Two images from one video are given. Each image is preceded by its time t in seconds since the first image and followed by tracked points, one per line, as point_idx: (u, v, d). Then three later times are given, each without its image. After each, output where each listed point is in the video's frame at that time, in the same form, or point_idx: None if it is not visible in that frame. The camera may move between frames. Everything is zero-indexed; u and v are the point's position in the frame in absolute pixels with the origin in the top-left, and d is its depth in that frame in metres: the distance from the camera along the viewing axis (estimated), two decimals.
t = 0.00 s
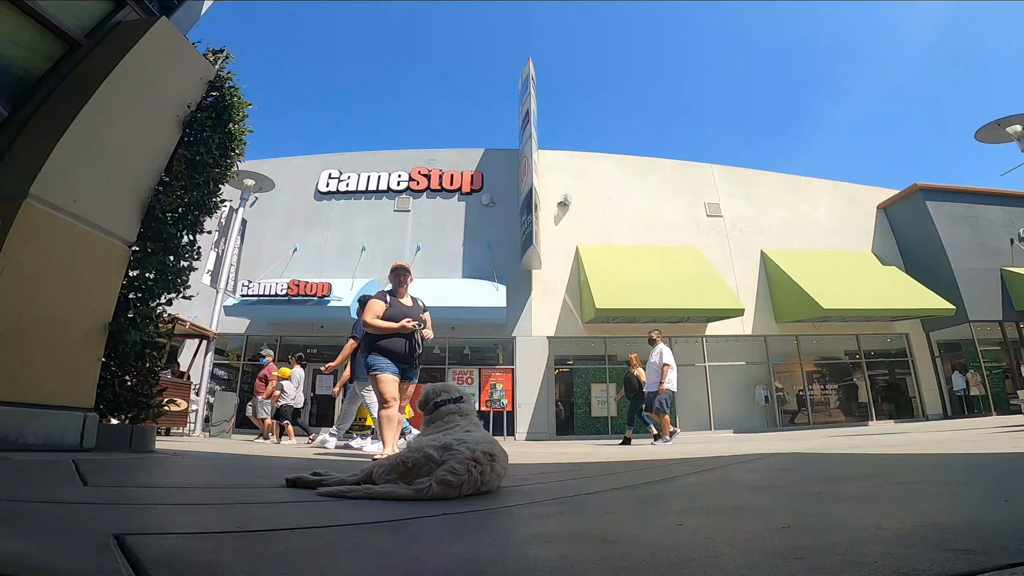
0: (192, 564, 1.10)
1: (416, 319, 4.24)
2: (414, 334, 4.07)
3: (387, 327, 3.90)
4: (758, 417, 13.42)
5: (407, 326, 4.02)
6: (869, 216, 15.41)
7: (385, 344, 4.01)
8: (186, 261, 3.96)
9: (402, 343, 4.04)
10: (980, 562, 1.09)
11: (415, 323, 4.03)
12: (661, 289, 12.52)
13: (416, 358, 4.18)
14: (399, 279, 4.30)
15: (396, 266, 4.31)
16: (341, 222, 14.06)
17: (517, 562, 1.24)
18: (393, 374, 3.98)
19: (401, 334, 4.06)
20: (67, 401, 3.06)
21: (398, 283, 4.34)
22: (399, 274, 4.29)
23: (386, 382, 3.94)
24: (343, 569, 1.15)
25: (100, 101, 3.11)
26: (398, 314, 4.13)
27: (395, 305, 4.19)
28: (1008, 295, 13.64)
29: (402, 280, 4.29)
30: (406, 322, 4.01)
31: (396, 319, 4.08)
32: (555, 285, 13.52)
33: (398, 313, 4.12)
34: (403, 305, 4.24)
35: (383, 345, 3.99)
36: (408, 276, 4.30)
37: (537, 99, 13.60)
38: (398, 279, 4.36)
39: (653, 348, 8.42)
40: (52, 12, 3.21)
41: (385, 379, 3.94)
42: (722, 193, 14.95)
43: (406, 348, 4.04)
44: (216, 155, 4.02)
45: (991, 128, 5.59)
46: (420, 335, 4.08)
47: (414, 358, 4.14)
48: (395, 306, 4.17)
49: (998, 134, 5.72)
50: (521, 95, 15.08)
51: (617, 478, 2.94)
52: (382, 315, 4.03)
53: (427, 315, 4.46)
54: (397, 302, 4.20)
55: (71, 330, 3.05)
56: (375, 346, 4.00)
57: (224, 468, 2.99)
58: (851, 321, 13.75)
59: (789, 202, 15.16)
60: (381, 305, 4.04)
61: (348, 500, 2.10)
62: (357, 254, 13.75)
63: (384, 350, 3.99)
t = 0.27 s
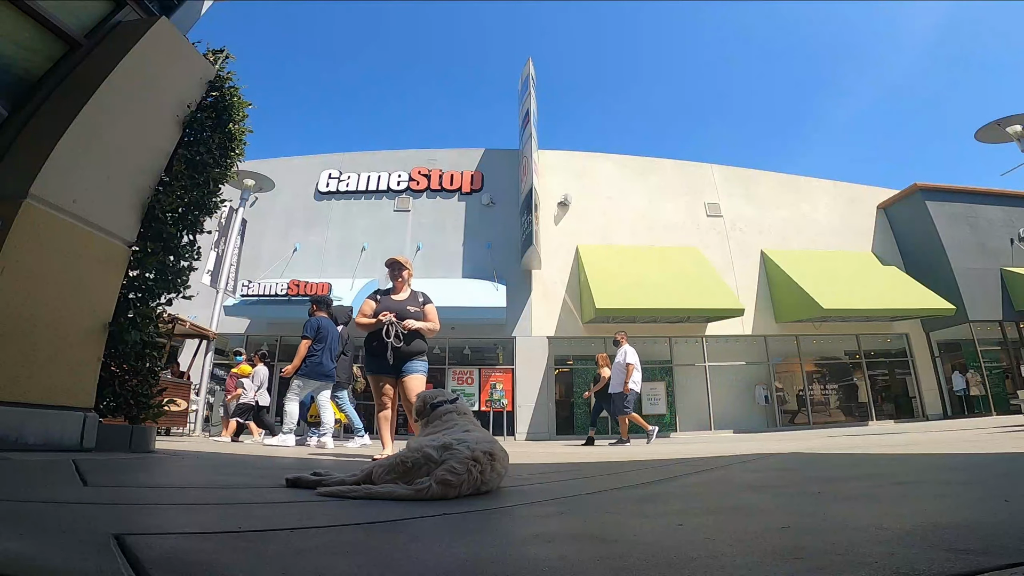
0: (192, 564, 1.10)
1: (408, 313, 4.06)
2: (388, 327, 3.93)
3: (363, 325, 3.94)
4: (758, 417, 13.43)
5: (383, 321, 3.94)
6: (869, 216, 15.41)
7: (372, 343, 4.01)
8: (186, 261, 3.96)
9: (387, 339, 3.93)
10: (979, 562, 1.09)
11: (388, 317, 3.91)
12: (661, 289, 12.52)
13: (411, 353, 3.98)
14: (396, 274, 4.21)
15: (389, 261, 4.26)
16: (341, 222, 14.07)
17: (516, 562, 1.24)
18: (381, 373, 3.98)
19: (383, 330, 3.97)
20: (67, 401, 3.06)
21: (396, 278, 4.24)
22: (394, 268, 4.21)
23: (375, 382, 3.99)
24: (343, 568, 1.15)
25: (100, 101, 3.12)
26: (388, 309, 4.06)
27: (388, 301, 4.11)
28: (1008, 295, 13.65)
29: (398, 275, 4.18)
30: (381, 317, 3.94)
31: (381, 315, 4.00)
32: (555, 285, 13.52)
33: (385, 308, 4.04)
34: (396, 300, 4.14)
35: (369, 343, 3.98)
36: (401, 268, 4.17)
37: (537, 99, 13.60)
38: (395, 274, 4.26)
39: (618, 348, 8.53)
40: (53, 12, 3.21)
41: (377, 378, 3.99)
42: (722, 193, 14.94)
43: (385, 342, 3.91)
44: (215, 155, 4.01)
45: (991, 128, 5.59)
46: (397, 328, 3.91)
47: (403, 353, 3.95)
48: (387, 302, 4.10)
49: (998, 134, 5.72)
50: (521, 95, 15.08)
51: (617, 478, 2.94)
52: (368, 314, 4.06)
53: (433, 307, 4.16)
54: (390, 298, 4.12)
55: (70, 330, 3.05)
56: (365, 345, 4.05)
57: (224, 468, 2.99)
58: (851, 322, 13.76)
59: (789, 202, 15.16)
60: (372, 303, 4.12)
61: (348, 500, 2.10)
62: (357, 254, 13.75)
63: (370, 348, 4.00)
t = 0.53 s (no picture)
0: (193, 563, 1.10)
1: (418, 308, 3.97)
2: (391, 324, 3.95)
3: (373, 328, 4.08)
4: (758, 417, 13.43)
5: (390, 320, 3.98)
6: (870, 216, 15.41)
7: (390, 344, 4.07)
8: (186, 261, 3.96)
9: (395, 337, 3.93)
10: (979, 562, 1.09)
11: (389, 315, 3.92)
12: (660, 288, 12.53)
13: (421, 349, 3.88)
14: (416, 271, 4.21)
15: (406, 261, 4.29)
16: (341, 222, 14.07)
17: (516, 562, 1.24)
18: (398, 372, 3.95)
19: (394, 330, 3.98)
20: (67, 401, 3.07)
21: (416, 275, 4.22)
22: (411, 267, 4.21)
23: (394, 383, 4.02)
24: (343, 568, 1.15)
25: (100, 101, 3.11)
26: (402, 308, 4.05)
27: (403, 299, 4.10)
28: (1008, 295, 13.64)
29: (415, 270, 4.17)
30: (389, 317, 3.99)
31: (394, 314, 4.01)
32: (555, 285, 13.53)
33: (396, 307, 4.05)
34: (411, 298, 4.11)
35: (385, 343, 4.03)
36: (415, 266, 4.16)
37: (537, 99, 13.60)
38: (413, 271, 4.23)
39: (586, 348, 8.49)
40: (52, 11, 3.21)
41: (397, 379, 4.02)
42: (722, 193, 14.95)
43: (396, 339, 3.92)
44: (216, 155, 4.02)
45: (991, 128, 5.60)
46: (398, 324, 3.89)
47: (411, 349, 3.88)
48: (403, 301, 4.11)
49: (998, 135, 5.73)
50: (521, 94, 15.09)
51: (617, 478, 2.94)
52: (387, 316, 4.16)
53: (445, 298, 3.94)
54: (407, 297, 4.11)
55: (70, 330, 3.05)
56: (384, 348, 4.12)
57: (225, 468, 2.99)
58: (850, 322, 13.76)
59: (789, 202, 15.16)
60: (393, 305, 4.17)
61: (348, 499, 2.10)
62: (357, 254, 13.75)
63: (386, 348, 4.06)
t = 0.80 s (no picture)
0: (193, 563, 1.10)
1: (427, 308, 3.87)
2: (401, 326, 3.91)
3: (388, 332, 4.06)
4: (758, 417, 13.43)
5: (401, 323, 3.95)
6: (870, 216, 15.41)
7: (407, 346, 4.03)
8: (186, 261, 3.96)
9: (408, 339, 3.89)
10: (980, 562, 1.09)
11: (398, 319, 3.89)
12: (660, 288, 12.53)
13: (431, 349, 3.76)
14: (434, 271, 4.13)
15: (424, 261, 4.24)
16: (341, 222, 14.07)
17: (516, 562, 1.24)
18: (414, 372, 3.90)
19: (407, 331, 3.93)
20: (67, 401, 3.07)
21: (433, 274, 4.14)
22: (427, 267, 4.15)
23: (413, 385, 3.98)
24: (343, 568, 1.15)
25: (99, 101, 3.11)
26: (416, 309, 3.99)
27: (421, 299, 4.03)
28: (1008, 295, 13.63)
29: (430, 268, 4.11)
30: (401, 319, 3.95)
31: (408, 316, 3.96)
32: (555, 285, 13.52)
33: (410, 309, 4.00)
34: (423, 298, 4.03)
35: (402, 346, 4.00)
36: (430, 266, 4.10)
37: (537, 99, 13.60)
38: (429, 270, 4.15)
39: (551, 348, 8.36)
40: (52, 11, 3.21)
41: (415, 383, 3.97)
42: (722, 193, 14.95)
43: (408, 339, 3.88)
44: (216, 155, 4.02)
45: (991, 128, 5.60)
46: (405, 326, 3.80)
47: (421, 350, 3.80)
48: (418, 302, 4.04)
49: (998, 135, 5.73)
50: (521, 95, 15.09)
51: (617, 478, 2.94)
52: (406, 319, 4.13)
53: (450, 294, 3.79)
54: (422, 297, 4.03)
55: (70, 330, 3.05)
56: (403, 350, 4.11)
57: (225, 468, 3.00)
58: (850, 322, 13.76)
59: (789, 202, 15.16)
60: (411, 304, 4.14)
61: (348, 500, 2.10)
62: (357, 254, 13.75)
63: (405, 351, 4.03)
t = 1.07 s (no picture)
0: (193, 563, 1.10)
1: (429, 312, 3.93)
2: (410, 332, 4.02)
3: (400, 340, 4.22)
4: (758, 417, 13.43)
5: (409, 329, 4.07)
6: (869, 216, 15.41)
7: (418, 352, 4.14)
8: (186, 262, 3.96)
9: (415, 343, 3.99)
10: (979, 562, 1.09)
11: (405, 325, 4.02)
12: (659, 288, 12.53)
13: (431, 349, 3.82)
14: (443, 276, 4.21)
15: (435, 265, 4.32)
16: (341, 222, 14.07)
17: (517, 562, 1.24)
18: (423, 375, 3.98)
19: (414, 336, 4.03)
20: (67, 401, 3.07)
21: (443, 277, 4.20)
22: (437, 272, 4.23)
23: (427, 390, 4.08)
24: (343, 568, 1.15)
25: (99, 101, 3.11)
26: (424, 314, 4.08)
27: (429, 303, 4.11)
28: (1008, 295, 13.62)
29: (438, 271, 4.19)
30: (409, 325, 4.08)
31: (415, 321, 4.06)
32: (555, 285, 13.52)
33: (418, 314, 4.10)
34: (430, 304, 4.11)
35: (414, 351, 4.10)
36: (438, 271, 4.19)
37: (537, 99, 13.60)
38: (439, 273, 4.23)
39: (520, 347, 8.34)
40: (52, 11, 3.21)
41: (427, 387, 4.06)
42: (722, 193, 14.95)
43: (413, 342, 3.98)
44: (216, 155, 4.02)
45: (992, 128, 5.59)
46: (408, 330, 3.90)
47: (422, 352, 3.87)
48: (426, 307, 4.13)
49: (998, 135, 5.72)
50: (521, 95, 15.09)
51: (616, 478, 2.94)
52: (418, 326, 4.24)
53: (444, 295, 3.82)
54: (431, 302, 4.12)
55: (70, 330, 3.05)
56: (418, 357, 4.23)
57: (225, 468, 3.00)
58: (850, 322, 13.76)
59: (789, 202, 15.16)
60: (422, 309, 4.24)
61: (348, 500, 2.10)
62: (357, 254, 13.75)
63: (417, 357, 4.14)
